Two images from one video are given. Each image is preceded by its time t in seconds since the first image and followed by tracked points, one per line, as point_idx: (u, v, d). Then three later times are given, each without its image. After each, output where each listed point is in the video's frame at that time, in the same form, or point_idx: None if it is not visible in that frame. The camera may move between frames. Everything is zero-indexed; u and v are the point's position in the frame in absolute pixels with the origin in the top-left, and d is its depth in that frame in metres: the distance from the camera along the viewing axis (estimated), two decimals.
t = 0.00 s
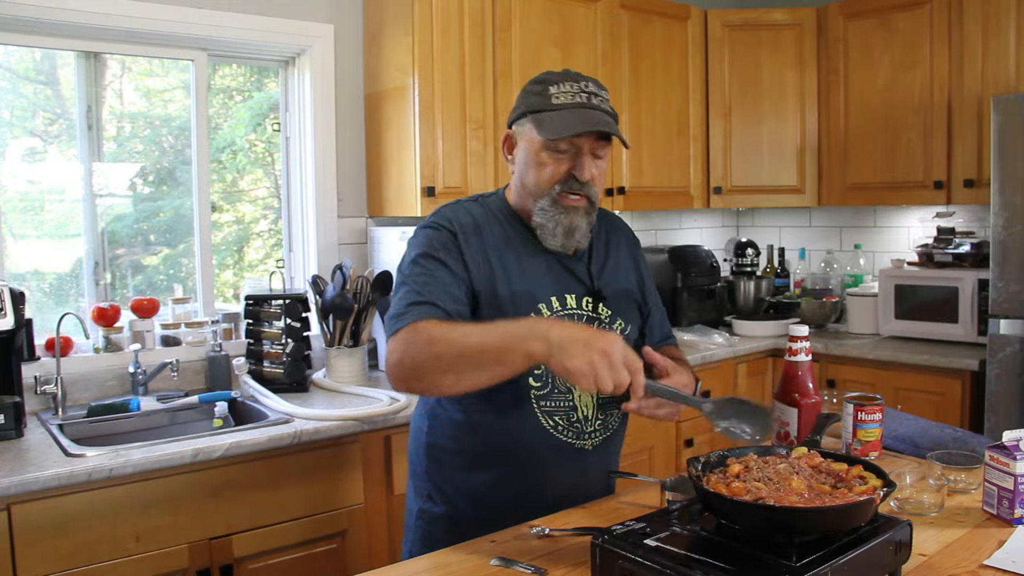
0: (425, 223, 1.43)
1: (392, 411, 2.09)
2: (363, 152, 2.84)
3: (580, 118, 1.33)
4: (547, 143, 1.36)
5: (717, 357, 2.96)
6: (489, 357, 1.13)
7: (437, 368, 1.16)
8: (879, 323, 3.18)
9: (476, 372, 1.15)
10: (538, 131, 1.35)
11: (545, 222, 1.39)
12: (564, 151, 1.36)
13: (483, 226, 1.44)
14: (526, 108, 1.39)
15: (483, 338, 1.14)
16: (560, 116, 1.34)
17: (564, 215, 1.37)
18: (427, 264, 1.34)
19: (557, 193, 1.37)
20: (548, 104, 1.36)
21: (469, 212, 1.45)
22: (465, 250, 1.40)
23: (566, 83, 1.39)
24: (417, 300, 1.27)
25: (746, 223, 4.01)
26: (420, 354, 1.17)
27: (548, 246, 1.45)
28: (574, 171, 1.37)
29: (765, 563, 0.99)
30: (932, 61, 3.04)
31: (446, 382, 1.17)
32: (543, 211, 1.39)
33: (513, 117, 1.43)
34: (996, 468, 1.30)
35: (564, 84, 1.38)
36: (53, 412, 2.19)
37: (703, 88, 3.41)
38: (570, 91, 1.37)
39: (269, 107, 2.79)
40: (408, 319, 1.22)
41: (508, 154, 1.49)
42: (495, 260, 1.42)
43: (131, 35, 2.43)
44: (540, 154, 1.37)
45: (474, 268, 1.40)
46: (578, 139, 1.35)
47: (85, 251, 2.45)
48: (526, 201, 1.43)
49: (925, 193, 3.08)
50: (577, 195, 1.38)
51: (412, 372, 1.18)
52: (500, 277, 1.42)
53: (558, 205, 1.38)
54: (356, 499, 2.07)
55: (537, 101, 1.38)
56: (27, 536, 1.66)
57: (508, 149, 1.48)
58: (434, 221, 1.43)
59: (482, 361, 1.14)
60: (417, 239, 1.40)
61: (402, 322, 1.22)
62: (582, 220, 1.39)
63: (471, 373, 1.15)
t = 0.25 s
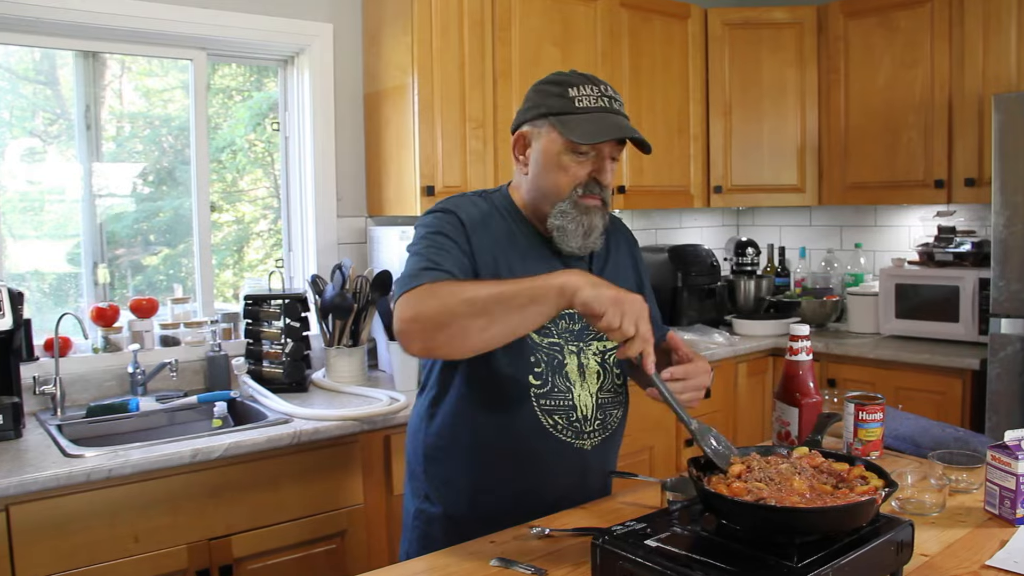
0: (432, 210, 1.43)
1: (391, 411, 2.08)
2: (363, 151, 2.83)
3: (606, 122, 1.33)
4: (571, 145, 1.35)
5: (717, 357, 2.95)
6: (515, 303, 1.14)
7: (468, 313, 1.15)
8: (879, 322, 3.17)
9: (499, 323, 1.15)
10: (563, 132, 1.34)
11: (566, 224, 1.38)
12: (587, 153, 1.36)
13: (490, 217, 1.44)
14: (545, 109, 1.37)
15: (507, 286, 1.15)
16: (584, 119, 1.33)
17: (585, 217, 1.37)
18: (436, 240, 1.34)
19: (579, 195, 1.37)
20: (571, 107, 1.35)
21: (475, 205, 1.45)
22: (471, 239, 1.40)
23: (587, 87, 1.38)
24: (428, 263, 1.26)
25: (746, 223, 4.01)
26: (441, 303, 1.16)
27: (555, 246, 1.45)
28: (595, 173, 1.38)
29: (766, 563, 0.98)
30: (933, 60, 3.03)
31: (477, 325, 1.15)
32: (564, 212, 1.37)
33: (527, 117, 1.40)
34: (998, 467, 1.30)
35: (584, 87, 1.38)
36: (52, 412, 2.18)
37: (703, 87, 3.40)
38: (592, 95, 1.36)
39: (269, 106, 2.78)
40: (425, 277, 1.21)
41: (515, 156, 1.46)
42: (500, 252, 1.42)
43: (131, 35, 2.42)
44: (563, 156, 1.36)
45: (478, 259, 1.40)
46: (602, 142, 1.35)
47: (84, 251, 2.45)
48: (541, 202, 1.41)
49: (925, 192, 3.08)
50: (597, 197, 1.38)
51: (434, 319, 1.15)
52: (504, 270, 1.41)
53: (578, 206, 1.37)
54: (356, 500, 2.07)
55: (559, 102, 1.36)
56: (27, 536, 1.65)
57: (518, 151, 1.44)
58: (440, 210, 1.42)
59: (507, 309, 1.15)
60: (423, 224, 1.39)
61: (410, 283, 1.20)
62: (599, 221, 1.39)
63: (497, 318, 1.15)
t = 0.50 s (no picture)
0: (436, 215, 1.42)
1: (391, 410, 2.07)
2: (362, 149, 2.83)
3: (610, 119, 1.33)
4: (574, 140, 1.35)
5: (718, 355, 2.95)
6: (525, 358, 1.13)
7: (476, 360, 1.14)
8: (880, 321, 3.17)
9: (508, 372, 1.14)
10: (566, 127, 1.34)
11: (564, 219, 1.37)
12: (590, 149, 1.36)
13: (496, 219, 1.43)
14: (550, 103, 1.37)
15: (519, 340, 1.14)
16: (588, 115, 1.34)
17: (583, 213, 1.37)
18: (441, 255, 1.33)
19: (579, 191, 1.37)
20: (576, 102, 1.35)
21: (479, 207, 1.43)
22: (477, 244, 1.39)
23: (594, 83, 1.38)
24: (432, 290, 1.26)
25: (747, 221, 4.00)
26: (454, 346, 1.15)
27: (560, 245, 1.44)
28: (597, 170, 1.37)
29: (767, 564, 0.98)
30: (935, 58, 3.03)
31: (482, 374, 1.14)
32: (563, 209, 1.37)
33: (533, 112, 1.40)
34: (1000, 468, 1.29)
35: (590, 82, 1.37)
36: (51, 411, 2.18)
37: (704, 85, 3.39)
38: (598, 91, 1.36)
39: (269, 104, 2.77)
40: (430, 308, 1.23)
41: (519, 150, 1.46)
42: (506, 254, 1.41)
43: (130, 32, 2.41)
44: (565, 151, 1.36)
45: (485, 263, 1.39)
46: (605, 138, 1.34)
47: (83, 249, 2.44)
48: (541, 197, 1.41)
49: (926, 191, 3.07)
50: (597, 194, 1.38)
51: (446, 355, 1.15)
52: (512, 273, 1.40)
53: (578, 203, 1.37)
54: (355, 499, 2.06)
55: (564, 97, 1.36)
56: (25, 535, 1.65)
57: (521, 145, 1.44)
58: (444, 215, 1.41)
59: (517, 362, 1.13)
60: (427, 231, 1.38)
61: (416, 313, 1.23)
62: (599, 219, 1.38)
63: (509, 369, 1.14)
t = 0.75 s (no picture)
0: (433, 227, 1.40)
1: (392, 407, 2.07)
2: (363, 146, 2.82)
3: (605, 113, 1.32)
4: (570, 136, 1.34)
5: (720, 352, 2.94)
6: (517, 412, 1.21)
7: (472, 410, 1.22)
8: (883, 318, 3.16)
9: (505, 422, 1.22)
10: (561, 123, 1.33)
11: (563, 217, 1.37)
12: (586, 144, 1.35)
13: (494, 226, 1.41)
14: (544, 100, 1.36)
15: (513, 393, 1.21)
16: (582, 110, 1.33)
17: (582, 210, 1.36)
18: (439, 275, 1.33)
19: (577, 188, 1.36)
20: (570, 97, 1.34)
21: (477, 211, 1.42)
22: (476, 254, 1.37)
23: (588, 77, 1.37)
24: (433, 322, 1.28)
25: (749, 218, 3.99)
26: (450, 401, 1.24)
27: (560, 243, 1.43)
28: (593, 166, 1.37)
29: (769, 563, 0.97)
30: (937, 54, 3.01)
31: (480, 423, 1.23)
32: (561, 206, 1.37)
33: (527, 109, 1.39)
34: (1003, 465, 1.28)
35: (585, 77, 1.36)
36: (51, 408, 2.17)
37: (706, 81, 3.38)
38: (592, 85, 1.35)
39: (269, 101, 2.76)
40: (432, 346, 1.25)
41: (517, 149, 1.45)
42: (507, 259, 1.40)
43: (130, 29, 2.41)
44: (562, 147, 1.35)
45: (485, 271, 1.38)
46: (602, 133, 1.34)
47: (84, 247, 2.43)
48: (539, 195, 1.41)
49: (929, 187, 3.06)
50: (595, 190, 1.37)
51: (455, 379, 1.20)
52: (513, 277, 1.39)
53: (575, 200, 1.36)
54: (356, 496, 2.06)
55: (558, 93, 1.35)
56: (25, 533, 1.64)
57: (519, 142, 1.44)
58: (441, 222, 1.40)
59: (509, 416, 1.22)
60: (425, 242, 1.38)
61: (424, 349, 1.26)
62: (597, 215, 1.38)
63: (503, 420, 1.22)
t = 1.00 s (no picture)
0: (430, 226, 1.39)
1: (393, 406, 2.06)
2: (364, 144, 2.81)
3: (604, 112, 1.31)
4: (569, 135, 1.33)
5: (722, 351, 2.93)
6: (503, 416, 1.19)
7: (458, 411, 1.21)
8: (885, 316, 3.15)
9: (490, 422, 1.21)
10: (560, 122, 1.32)
11: (563, 215, 1.36)
12: (585, 143, 1.34)
13: (492, 225, 1.41)
14: (543, 98, 1.36)
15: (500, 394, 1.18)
16: (581, 108, 1.32)
17: (582, 209, 1.36)
18: (434, 275, 1.32)
19: (576, 186, 1.36)
20: (569, 95, 1.34)
21: (475, 209, 1.42)
22: (474, 253, 1.37)
23: (587, 75, 1.36)
24: (426, 322, 1.27)
25: (751, 216, 3.98)
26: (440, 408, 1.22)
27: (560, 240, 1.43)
28: (593, 165, 1.36)
29: (772, 563, 0.96)
30: (940, 51, 3.00)
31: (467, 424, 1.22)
32: (561, 205, 1.36)
33: (526, 108, 1.39)
34: (1007, 465, 1.28)
35: (583, 75, 1.36)
36: (52, 407, 2.17)
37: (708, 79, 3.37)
38: (591, 83, 1.35)
39: (271, 100, 2.76)
40: (424, 347, 1.24)
41: (516, 146, 1.45)
42: (504, 258, 1.39)
43: (131, 27, 2.40)
44: (561, 146, 1.35)
45: (482, 270, 1.37)
46: (601, 131, 1.33)
47: (86, 246, 2.43)
48: (539, 194, 1.40)
49: (932, 185, 3.05)
50: (595, 188, 1.37)
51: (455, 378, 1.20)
52: (511, 276, 1.39)
53: (575, 199, 1.36)
54: (357, 495, 2.05)
55: (557, 91, 1.35)
56: (25, 532, 1.64)
57: (519, 141, 1.43)
58: (439, 221, 1.39)
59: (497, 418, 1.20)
60: (422, 241, 1.38)
61: (416, 351, 1.24)
62: (598, 213, 1.37)
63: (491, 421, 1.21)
